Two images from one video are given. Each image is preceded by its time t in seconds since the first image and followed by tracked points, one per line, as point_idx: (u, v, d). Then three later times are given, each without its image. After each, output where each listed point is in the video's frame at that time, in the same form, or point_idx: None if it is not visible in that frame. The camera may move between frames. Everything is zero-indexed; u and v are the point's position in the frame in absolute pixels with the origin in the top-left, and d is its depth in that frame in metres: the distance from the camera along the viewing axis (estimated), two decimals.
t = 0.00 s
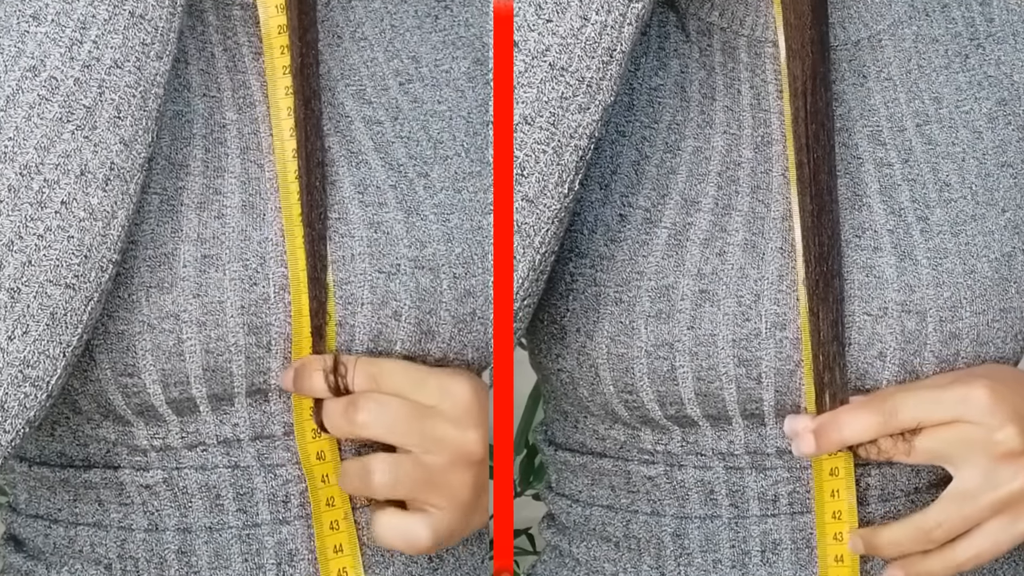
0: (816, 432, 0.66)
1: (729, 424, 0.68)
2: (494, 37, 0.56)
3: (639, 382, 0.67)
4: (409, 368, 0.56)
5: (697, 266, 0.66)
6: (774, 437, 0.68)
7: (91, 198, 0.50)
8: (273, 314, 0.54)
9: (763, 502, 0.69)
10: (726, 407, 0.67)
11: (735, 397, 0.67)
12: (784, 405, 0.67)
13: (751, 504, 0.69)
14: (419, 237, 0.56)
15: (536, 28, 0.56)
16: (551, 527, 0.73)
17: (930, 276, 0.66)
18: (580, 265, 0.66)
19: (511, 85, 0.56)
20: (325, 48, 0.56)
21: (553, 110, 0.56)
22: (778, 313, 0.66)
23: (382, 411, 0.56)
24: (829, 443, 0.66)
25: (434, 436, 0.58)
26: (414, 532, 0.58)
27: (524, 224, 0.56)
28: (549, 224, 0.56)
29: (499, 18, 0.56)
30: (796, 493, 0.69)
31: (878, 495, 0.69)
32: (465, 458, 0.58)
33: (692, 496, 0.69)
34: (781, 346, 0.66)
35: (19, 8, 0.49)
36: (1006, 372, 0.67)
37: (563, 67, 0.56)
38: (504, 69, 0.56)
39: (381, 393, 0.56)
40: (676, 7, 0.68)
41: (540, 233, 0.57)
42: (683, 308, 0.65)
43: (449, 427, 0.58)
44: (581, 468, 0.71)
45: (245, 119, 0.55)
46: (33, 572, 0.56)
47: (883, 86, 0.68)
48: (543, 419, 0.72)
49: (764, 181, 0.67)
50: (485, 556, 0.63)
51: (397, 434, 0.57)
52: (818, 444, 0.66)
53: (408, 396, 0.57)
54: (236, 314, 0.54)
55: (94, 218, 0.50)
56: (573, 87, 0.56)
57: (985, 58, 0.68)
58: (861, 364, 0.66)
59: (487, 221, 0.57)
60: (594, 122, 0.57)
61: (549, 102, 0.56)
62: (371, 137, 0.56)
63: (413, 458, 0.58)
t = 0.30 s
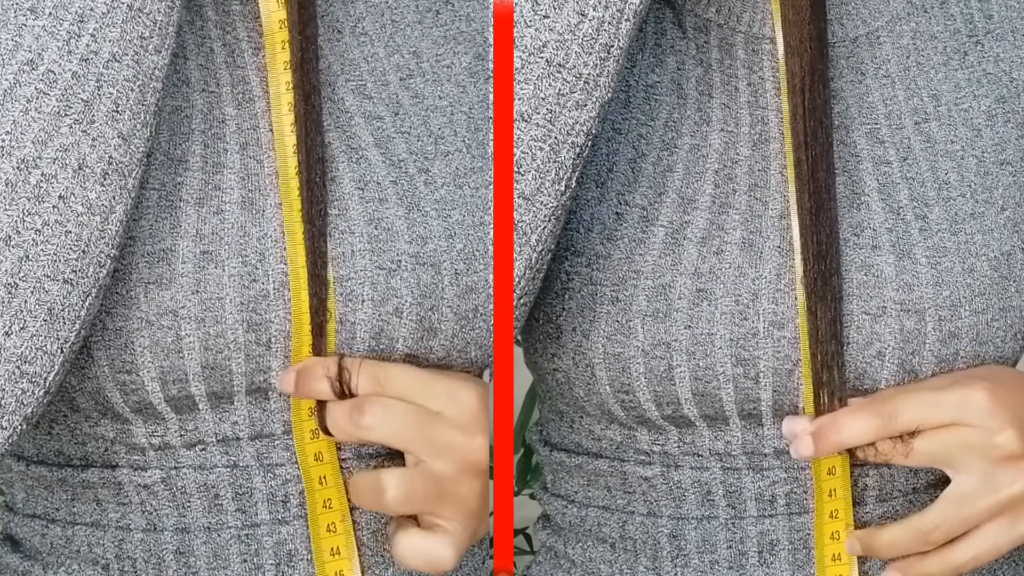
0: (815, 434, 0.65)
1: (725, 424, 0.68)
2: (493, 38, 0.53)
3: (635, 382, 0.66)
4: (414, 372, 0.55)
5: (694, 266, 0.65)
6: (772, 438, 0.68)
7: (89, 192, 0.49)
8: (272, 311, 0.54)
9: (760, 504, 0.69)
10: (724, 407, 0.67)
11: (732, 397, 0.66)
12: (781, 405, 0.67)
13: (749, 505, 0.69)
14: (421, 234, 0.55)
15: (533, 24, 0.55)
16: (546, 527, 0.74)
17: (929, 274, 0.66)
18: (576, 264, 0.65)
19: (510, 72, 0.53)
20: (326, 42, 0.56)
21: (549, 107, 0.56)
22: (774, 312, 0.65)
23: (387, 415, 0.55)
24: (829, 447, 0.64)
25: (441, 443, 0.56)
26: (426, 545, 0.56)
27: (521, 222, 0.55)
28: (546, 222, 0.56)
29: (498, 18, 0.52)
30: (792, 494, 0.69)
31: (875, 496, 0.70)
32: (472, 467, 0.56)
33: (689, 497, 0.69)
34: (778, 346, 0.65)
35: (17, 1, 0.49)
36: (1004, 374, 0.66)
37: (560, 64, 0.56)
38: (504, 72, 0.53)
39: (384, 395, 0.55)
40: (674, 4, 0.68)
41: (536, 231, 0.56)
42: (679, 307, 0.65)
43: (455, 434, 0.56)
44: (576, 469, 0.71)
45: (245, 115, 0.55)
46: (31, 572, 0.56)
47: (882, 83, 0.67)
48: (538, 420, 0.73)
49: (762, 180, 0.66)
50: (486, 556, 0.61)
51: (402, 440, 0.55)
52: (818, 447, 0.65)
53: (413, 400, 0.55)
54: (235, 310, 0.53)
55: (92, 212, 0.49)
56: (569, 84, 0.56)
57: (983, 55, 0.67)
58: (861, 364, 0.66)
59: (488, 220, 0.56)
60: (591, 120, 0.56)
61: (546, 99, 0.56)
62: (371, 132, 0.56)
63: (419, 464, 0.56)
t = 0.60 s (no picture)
0: (813, 435, 0.65)
1: (722, 422, 0.67)
2: (493, 38, 0.54)
3: (631, 379, 0.65)
4: (412, 375, 0.55)
5: (691, 261, 0.64)
6: (769, 437, 0.67)
7: (86, 184, 0.49)
8: (270, 307, 0.53)
9: (757, 503, 0.69)
10: (721, 404, 0.66)
11: (729, 394, 0.66)
12: (778, 402, 0.67)
13: (745, 503, 0.69)
14: (419, 229, 0.55)
15: (530, 17, 0.54)
16: (542, 527, 0.70)
17: (927, 271, 0.65)
18: (572, 261, 0.64)
19: (511, 62, 0.53)
20: (324, 35, 0.55)
21: (546, 101, 0.55)
22: (773, 308, 0.65)
23: (383, 420, 0.55)
24: (827, 447, 0.65)
25: (440, 447, 0.55)
26: (422, 553, 0.56)
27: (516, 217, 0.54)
28: (542, 216, 0.54)
29: (499, 18, 0.53)
30: (790, 493, 0.69)
31: (873, 494, 0.70)
32: (471, 473, 0.55)
33: (685, 496, 0.69)
34: (776, 342, 0.65)
35: None
36: (1004, 374, 0.67)
37: (556, 57, 0.54)
38: (504, 69, 0.54)
39: (381, 400, 0.54)
40: None
41: (531, 225, 0.55)
42: (676, 303, 0.64)
43: (453, 438, 0.55)
44: (571, 467, 0.69)
45: (243, 108, 0.54)
46: (27, 570, 0.56)
47: (880, 79, 0.67)
48: (534, 418, 0.70)
49: (759, 176, 0.65)
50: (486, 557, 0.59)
51: (400, 444, 0.55)
52: (816, 448, 0.65)
53: (411, 404, 0.55)
54: (233, 306, 0.53)
55: (89, 205, 0.49)
56: (566, 77, 0.55)
57: (982, 52, 0.67)
58: (858, 361, 0.66)
59: (488, 213, 0.55)
60: (587, 113, 0.55)
61: (542, 93, 0.55)
62: (370, 126, 0.55)
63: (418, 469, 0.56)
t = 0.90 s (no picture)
0: (811, 440, 0.65)
1: (718, 421, 0.67)
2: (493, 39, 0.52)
3: (628, 377, 0.64)
4: (412, 381, 0.55)
5: (688, 260, 0.64)
6: (766, 437, 0.67)
7: (86, 182, 0.48)
8: (269, 305, 0.53)
9: (753, 502, 0.68)
10: (717, 403, 0.66)
11: (725, 394, 0.66)
12: (775, 403, 0.66)
13: (741, 504, 0.68)
14: (420, 225, 0.54)
15: (525, 14, 0.55)
16: (538, 526, 0.69)
17: (926, 270, 0.65)
18: (569, 258, 0.63)
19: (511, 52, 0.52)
20: (324, 31, 0.55)
21: (540, 97, 0.55)
22: (769, 308, 0.64)
23: (383, 427, 0.55)
24: (823, 451, 0.65)
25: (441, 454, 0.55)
26: (421, 560, 0.56)
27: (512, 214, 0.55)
28: (537, 213, 0.55)
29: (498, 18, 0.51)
30: (785, 493, 0.68)
31: (869, 495, 0.70)
32: (473, 480, 0.54)
33: (682, 496, 0.68)
34: (772, 342, 0.65)
35: None
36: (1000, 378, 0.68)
37: (551, 54, 0.55)
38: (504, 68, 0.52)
39: (381, 407, 0.54)
40: None
41: (527, 222, 0.55)
42: (672, 302, 0.63)
43: (453, 445, 0.55)
44: (568, 467, 0.68)
45: (242, 104, 0.54)
46: (25, 570, 0.56)
47: (878, 77, 0.67)
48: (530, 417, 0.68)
49: (757, 174, 0.65)
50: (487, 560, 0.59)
51: (400, 451, 0.55)
52: (812, 452, 0.65)
53: (411, 412, 0.55)
54: (232, 304, 0.52)
55: (89, 203, 0.48)
56: (561, 73, 0.55)
57: (982, 50, 0.67)
58: (856, 361, 0.66)
59: (489, 209, 0.55)
60: (583, 110, 0.55)
61: (537, 89, 0.55)
62: (370, 122, 0.54)
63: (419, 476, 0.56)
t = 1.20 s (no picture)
0: (809, 444, 0.64)
1: (715, 420, 0.66)
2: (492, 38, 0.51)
3: (622, 376, 0.64)
4: (419, 382, 0.54)
5: (683, 257, 0.63)
6: (762, 435, 0.67)
7: (87, 174, 0.49)
8: (271, 298, 0.53)
9: (749, 502, 0.68)
10: (712, 402, 0.65)
11: (720, 391, 0.65)
12: (771, 401, 0.66)
13: (738, 503, 0.68)
14: (422, 217, 0.54)
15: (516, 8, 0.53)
16: (535, 525, 0.67)
17: (924, 268, 0.65)
18: (564, 255, 0.61)
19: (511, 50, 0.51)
20: (325, 23, 0.54)
21: (531, 94, 0.55)
22: (765, 305, 0.64)
23: (391, 430, 0.55)
24: (822, 455, 0.64)
25: (450, 454, 0.54)
26: (431, 560, 0.55)
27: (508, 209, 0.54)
28: (529, 210, 0.54)
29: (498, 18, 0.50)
30: (782, 493, 0.68)
31: (866, 494, 0.69)
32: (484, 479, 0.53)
33: (677, 495, 0.68)
34: (768, 339, 0.64)
35: None
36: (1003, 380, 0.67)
37: (542, 50, 0.54)
38: (504, 65, 0.51)
39: (388, 408, 0.54)
40: None
41: (518, 219, 0.54)
42: (667, 299, 0.63)
43: (462, 444, 0.53)
44: (565, 466, 0.67)
45: (242, 97, 0.54)
46: (24, 565, 0.56)
47: (877, 74, 0.67)
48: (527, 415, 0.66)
49: (754, 170, 0.64)
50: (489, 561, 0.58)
51: (409, 452, 0.55)
52: (811, 457, 0.65)
53: (420, 411, 0.54)
54: (233, 297, 0.52)
55: (91, 194, 0.49)
56: (552, 70, 0.55)
57: (982, 46, 0.66)
58: (852, 359, 0.65)
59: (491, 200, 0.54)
60: (575, 107, 0.56)
61: (528, 87, 0.55)
62: (371, 115, 0.54)
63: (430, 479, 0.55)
